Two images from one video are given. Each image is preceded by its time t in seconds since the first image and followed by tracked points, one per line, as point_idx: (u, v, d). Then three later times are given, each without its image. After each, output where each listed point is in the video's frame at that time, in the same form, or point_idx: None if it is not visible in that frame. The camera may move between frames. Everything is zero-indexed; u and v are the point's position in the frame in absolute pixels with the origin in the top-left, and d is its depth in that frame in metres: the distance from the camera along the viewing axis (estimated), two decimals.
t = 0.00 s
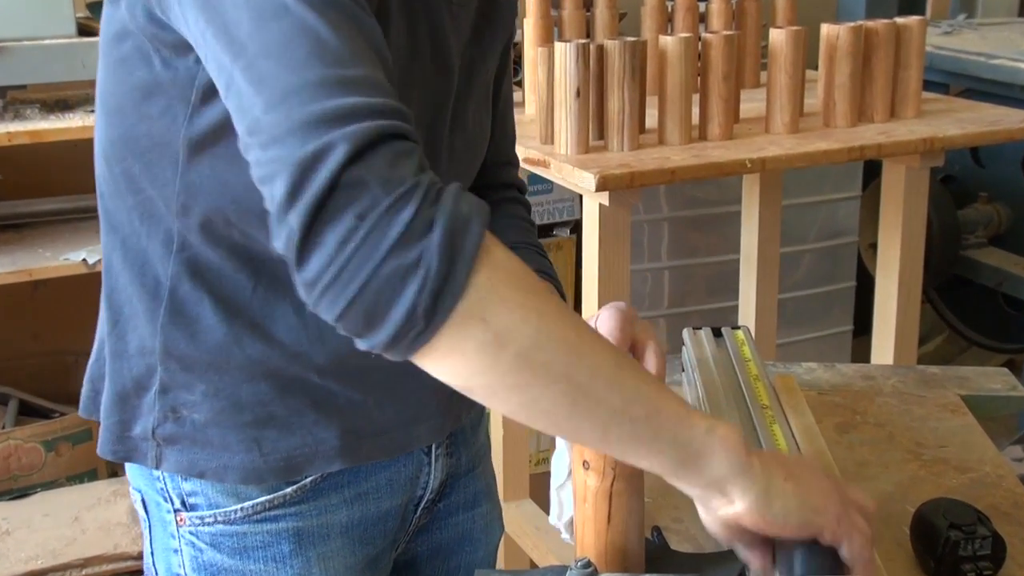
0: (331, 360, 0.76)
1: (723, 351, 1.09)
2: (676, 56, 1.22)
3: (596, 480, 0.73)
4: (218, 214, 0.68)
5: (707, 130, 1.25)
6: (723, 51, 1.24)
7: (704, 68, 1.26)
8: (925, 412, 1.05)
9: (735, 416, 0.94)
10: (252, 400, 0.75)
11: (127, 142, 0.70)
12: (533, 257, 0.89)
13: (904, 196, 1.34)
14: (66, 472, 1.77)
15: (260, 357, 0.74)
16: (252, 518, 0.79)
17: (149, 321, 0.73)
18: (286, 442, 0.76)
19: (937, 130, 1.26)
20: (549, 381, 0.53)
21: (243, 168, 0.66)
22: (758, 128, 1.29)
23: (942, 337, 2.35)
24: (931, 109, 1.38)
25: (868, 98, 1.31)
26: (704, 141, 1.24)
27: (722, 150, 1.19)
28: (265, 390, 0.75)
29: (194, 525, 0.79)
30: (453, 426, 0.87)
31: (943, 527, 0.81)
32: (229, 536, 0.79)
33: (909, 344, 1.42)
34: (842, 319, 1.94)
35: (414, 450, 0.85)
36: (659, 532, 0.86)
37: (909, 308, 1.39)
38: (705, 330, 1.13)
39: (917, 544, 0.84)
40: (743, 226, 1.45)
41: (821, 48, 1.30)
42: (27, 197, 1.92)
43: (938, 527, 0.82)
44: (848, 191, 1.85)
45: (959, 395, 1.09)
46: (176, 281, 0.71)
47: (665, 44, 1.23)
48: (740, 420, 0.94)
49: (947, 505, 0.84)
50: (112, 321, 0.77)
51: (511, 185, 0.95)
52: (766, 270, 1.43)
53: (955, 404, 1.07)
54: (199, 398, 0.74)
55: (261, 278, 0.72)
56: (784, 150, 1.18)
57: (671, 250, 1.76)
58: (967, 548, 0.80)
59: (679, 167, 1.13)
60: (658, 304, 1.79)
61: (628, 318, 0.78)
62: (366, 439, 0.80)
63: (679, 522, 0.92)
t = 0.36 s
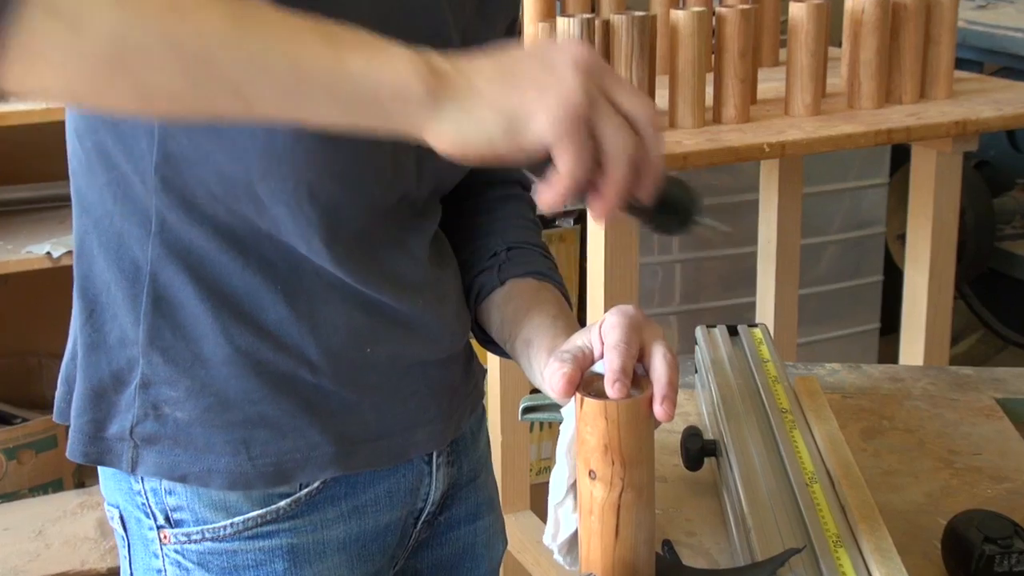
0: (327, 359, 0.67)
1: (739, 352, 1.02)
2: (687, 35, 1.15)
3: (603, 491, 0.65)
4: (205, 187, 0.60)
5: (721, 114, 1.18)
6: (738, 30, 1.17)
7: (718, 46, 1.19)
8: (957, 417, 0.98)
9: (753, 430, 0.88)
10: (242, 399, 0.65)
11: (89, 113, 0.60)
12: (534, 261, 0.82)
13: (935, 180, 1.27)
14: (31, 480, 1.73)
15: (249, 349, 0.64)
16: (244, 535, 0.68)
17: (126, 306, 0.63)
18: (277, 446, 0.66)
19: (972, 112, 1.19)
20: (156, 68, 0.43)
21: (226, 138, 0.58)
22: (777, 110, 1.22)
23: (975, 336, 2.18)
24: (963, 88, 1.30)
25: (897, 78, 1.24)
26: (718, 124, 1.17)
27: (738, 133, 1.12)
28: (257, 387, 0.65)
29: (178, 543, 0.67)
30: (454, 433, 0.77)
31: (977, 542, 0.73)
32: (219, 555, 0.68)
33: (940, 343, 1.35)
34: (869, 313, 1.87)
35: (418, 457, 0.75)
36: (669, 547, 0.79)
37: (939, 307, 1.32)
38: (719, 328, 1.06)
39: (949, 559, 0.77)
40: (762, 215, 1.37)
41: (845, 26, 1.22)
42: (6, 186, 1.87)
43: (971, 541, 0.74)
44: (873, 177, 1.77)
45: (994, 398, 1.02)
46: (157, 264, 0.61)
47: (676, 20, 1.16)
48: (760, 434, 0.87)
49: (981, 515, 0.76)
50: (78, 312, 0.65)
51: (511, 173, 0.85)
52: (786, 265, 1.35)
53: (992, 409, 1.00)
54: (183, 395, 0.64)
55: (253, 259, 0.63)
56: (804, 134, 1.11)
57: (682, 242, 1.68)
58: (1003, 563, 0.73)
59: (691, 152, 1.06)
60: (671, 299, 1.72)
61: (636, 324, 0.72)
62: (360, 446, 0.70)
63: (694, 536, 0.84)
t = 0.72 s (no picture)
0: (306, 348, 0.64)
1: (747, 347, 0.99)
2: (695, 19, 1.12)
3: (606, 490, 0.62)
4: (183, 168, 0.59)
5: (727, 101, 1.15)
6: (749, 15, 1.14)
7: (726, 31, 1.16)
8: (972, 415, 0.95)
9: (762, 429, 0.85)
10: (218, 386, 0.63)
11: (70, 97, 0.60)
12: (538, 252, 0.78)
13: (951, 167, 1.24)
14: (16, 479, 1.71)
15: (225, 335, 0.62)
16: (218, 528, 0.65)
17: (102, 287, 0.61)
18: (253, 436, 0.64)
19: (986, 99, 1.15)
20: None
21: (204, 118, 0.58)
22: (785, 97, 1.19)
23: (991, 332, 2.13)
24: (980, 75, 1.27)
25: (910, 63, 1.21)
26: (724, 112, 1.14)
27: (746, 121, 1.09)
28: (234, 375, 0.63)
29: (151, 533, 0.65)
30: (447, 429, 0.74)
31: (993, 544, 0.71)
32: (194, 548, 0.65)
33: (954, 339, 1.31)
34: (878, 308, 1.84)
35: (403, 450, 0.71)
36: (673, 545, 0.76)
37: (953, 302, 1.29)
38: (726, 322, 1.03)
39: (963, 561, 0.74)
40: (770, 205, 1.34)
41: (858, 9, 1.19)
42: None
43: (985, 543, 0.71)
44: (885, 167, 1.73)
45: (1010, 395, 0.99)
46: (134, 245, 0.60)
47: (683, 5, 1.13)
48: (767, 431, 0.85)
49: (996, 516, 0.74)
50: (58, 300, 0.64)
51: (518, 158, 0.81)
52: (794, 257, 1.33)
53: (1007, 406, 0.97)
54: (158, 380, 0.62)
55: (231, 243, 0.61)
56: (816, 122, 1.08)
57: (687, 233, 1.65)
58: (1020, 565, 0.70)
59: (697, 141, 1.03)
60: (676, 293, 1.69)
61: (640, 318, 0.70)
62: (343, 437, 0.67)
63: (697, 536, 0.81)
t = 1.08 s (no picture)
0: (301, 339, 0.64)
1: (740, 340, 0.99)
2: (689, 11, 1.12)
3: (598, 482, 0.63)
4: (177, 161, 0.59)
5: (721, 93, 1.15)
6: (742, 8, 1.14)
7: (719, 23, 1.16)
8: (964, 407, 0.95)
9: (755, 422, 0.85)
10: (213, 377, 0.63)
11: (62, 91, 0.60)
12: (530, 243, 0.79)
13: (945, 160, 1.24)
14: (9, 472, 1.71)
15: (220, 326, 0.62)
16: (213, 519, 0.65)
17: (97, 279, 0.61)
18: (247, 427, 0.64)
19: (980, 92, 1.15)
20: None
21: (198, 110, 0.58)
22: (779, 90, 1.19)
23: (985, 325, 2.13)
24: (975, 67, 1.27)
25: (904, 56, 1.21)
26: (718, 104, 1.14)
27: (740, 114, 1.09)
28: (229, 366, 0.63)
29: (146, 525, 0.65)
30: (441, 420, 0.74)
31: (985, 535, 0.71)
32: (189, 540, 0.65)
33: (948, 332, 1.32)
34: (873, 300, 1.84)
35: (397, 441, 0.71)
36: (666, 537, 0.76)
37: (946, 296, 1.30)
38: (719, 315, 1.03)
39: (955, 552, 0.74)
40: (765, 198, 1.34)
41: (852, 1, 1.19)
42: None
43: (978, 535, 0.72)
44: (879, 160, 1.73)
45: (1002, 387, 0.99)
46: (129, 237, 0.60)
47: None
48: (760, 423, 0.85)
49: (988, 508, 0.74)
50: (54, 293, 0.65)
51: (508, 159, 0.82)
52: (788, 251, 1.33)
53: (999, 398, 0.97)
54: (153, 372, 0.62)
55: (226, 235, 0.61)
56: (810, 115, 1.08)
57: (681, 226, 1.65)
58: (1010, 557, 0.70)
59: (691, 134, 1.04)
60: (670, 286, 1.69)
61: (636, 311, 0.70)
62: (338, 429, 0.67)
63: (691, 528, 0.82)
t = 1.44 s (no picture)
0: (296, 331, 0.64)
1: (733, 333, 0.99)
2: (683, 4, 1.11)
3: (592, 474, 0.62)
4: (172, 152, 0.59)
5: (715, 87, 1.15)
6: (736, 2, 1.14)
7: (713, 17, 1.16)
8: (957, 400, 0.96)
9: (749, 414, 0.85)
10: (207, 369, 0.63)
11: (55, 84, 0.60)
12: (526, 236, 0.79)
13: (937, 153, 1.24)
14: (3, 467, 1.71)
15: (213, 318, 0.62)
16: (207, 513, 0.65)
17: (90, 271, 0.61)
18: (241, 419, 0.64)
19: (974, 85, 1.15)
20: None
21: (193, 99, 0.58)
22: (773, 84, 1.19)
23: (977, 319, 2.14)
24: (968, 61, 1.27)
25: (898, 49, 1.21)
26: (712, 98, 1.14)
27: (734, 107, 1.09)
28: (225, 358, 0.63)
29: (139, 519, 0.65)
30: (437, 414, 0.74)
31: (978, 527, 0.71)
32: (183, 533, 0.65)
33: (941, 325, 1.32)
34: (867, 295, 1.85)
35: (392, 434, 0.71)
36: (661, 530, 0.76)
37: (939, 289, 1.30)
38: (713, 308, 1.03)
39: (948, 544, 0.74)
40: (758, 192, 1.34)
41: None
42: None
43: (971, 527, 0.72)
44: (873, 154, 1.73)
45: (995, 380, 0.99)
46: (123, 229, 0.60)
47: None
48: (753, 416, 0.85)
49: (981, 500, 0.74)
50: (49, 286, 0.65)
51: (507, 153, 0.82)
52: (782, 245, 1.33)
53: (992, 391, 0.98)
54: (146, 364, 0.62)
55: (220, 227, 0.61)
56: (804, 108, 1.08)
57: (675, 220, 1.65)
58: (1003, 549, 0.70)
59: (684, 127, 1.03)
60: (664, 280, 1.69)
61: (630, 305, 0.69)
62: (332, 422, 0.67)
63: (686, 522, 0.82)
